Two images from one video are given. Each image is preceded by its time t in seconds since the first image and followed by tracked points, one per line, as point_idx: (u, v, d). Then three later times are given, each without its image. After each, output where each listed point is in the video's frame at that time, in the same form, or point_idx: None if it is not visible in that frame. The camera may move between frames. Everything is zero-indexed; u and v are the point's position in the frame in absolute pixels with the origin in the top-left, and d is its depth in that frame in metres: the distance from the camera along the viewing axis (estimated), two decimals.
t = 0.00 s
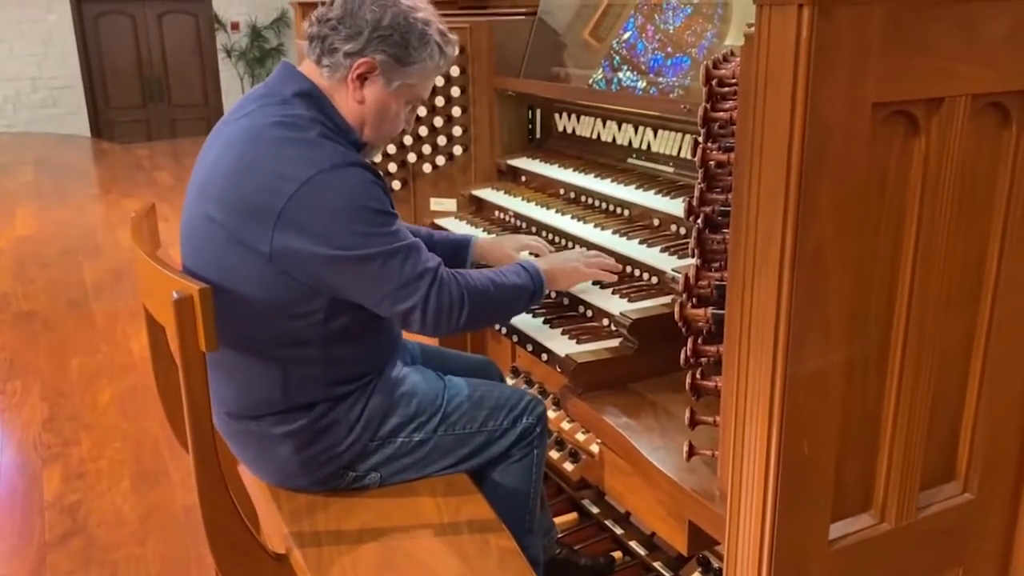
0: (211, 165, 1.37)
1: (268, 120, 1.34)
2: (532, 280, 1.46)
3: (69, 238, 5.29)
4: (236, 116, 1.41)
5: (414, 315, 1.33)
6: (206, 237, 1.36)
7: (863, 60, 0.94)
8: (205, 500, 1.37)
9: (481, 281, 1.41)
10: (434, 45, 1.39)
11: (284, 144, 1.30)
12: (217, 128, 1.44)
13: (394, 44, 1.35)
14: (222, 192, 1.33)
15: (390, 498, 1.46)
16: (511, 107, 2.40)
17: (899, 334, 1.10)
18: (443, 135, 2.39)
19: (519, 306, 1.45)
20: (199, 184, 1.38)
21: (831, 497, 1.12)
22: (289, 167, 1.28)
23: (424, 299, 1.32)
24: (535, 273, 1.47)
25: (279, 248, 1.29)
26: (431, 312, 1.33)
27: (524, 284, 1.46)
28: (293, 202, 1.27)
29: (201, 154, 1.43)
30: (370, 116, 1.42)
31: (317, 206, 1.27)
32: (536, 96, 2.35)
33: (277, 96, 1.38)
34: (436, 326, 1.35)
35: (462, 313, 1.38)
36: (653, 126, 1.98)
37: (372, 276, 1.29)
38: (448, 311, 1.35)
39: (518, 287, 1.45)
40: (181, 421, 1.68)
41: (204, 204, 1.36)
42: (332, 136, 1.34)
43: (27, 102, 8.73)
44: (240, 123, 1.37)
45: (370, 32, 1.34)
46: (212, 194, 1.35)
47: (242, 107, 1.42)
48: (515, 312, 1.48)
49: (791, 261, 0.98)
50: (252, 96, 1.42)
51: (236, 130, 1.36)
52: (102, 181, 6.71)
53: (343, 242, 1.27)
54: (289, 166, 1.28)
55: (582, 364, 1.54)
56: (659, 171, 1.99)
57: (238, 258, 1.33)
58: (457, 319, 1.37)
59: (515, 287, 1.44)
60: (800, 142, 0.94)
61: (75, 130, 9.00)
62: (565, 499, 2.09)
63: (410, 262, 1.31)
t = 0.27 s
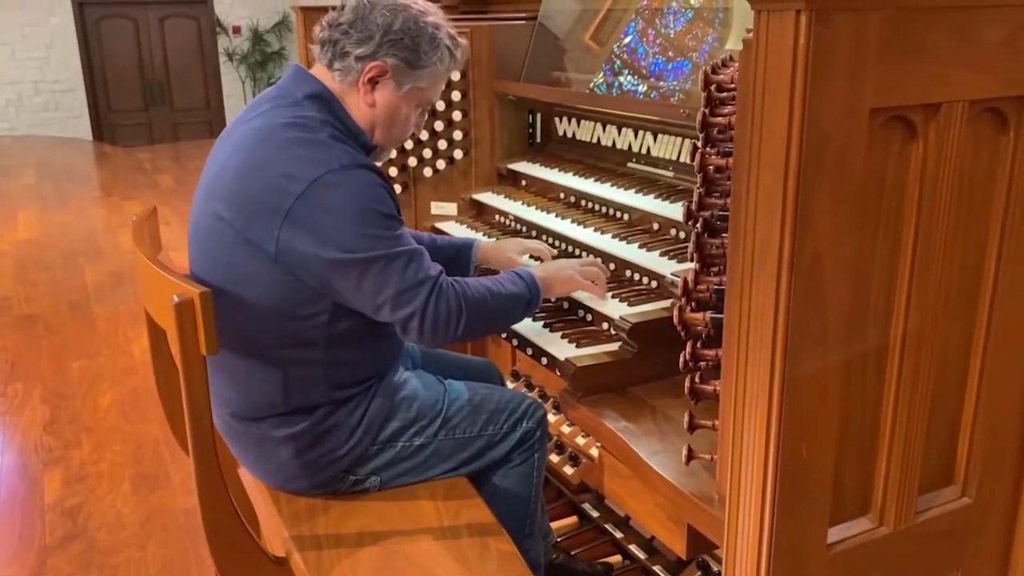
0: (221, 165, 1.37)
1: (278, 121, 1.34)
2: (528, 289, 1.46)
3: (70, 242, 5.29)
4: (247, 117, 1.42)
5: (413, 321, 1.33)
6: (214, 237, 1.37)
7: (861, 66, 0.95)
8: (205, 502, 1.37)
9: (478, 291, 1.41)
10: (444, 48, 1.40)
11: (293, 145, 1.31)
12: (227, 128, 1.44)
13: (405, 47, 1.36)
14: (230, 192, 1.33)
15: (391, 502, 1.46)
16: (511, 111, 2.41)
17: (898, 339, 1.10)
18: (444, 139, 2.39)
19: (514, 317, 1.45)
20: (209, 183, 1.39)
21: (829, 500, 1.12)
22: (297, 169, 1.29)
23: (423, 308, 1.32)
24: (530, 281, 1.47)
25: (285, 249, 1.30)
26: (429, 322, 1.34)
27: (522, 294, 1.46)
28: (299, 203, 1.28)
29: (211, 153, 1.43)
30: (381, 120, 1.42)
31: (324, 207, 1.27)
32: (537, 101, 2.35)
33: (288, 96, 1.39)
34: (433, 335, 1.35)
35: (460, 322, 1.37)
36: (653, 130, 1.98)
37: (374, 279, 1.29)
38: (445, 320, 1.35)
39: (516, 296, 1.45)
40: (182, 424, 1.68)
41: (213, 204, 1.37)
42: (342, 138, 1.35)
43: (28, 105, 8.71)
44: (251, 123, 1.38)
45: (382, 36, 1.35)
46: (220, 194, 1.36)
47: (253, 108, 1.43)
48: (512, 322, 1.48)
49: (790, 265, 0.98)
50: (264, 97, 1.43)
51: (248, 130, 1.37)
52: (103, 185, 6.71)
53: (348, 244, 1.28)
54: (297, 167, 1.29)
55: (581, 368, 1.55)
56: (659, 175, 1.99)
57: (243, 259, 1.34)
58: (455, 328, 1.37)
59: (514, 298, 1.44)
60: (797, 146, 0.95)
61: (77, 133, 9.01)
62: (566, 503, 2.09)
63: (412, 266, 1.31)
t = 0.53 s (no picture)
0: (223, 169, 1.38)
1: (280, 124, 1.35)
2: (539, 277, 1.46)
3: (72, 244, 5.29)
4: (249, 120, 1.42)
5: (428, 315, 1.33)
6: (216, 240, 1.37)
7: (860, 69, 0.95)
8: (205, 505, 1.37)
9: (492, 281, 1.41)
10: (445, 51, 1.40)
11: (295, 148, 1.31)
12: (228, 134, 1.45)
13: (406, 51, 1.36)
14: (233, 195, 1.34)
15: (392, 505, 1.46)
16: (512, 114, 2.41)
17: (899, 342, 1.10)
18: (445, 143, 2.40)
19: (529, 304, 1.45)
20: (211, 188, 1.39)
21: (830, 504, 1.12)
22: (300, 171, 1.29)
23: (437, 302, 1.32)
24: (540, 269, 1.47)
25: (292, 249, 1.30)
26: (444, 315, 1.34)
27: (535, 281, 1.46)
28: (305, 203, 1.28)
29: (213, 157, 1.44)
30: (383, 122, 1.43)
31: (332, 205, 1.28)
32: (537, 104, 2.35)
33: (290, 100, 1.39)
34: (449, 326, 1.35)
35: (475, 312, 1.38)
36: (654, 133, 1.98)
37: (384, 276, 1.29)
38: (461, 311, 1.35)
39: (527, 286, 1.45)
40: (183, 427, 1.69)
41: (215, 207, 1.37)
42: (344, 140, 1.35)
43: (30, 108, 8.74)
44: (252, 128, 1.38)
45: (383, 39, 1.35)
46: (222, 197, 1.36)
47: (254, 112, 1.43)
48: (526, 311, 1.48)
49: (792, 268, 0.98)
50: (264, 102, 1.43)
51: (249, 134, 1.37)
52: (105, 187, 6.72)
53: (357, 242, 1.28)
54: (300, 169, 1.29)
55: (582, 371, 1.55)
56: (660, 178, 1.99)
57: (248, 260, 1.34)
58: (471, 318, 1.37)
59: (526, 286, 1.45)
60: (797, 151, 0.95)
61: (79, 136, 9.03)
62: (567, 506, 2.09)
63: (423, 261, 1.31)
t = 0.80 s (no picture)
0: (225, 173, 1.38)
1: (281, 129, 1.35)
2: (534, 299, 1.46)
3: (73, 247, 5.29)
4: (251, 124, 1.42)
5: (416, 328, 1.33)
6: (218, 244, 1.37)
7: (864, 74, 0.95)
8: (208, 509, 1.37)
9: (484, 298, 1.41)
10: (446, 54, 1.40)
11: (297, 153, 1.31)
12: (230, 137, 1.44)
13: (407, 55, 1.37)
14: (234, 199, 1.34)
15: (394, 509, 1.46)
16: (515, 118, 2.41)
17: (901, 348, 1.10)
18: (447, 146, 2.40)
19: (517, 325, 1.45)
20: (212, 192, 1.39)
21: (833, 510, 1.12)
22: (300, 177, 1.29)
23: (426, 317, 1.32)
24: (536, 290, 1.47)
25: (289, 256, 1.30)
26: (433, 330, 1.34)
27: (528, 304, 1.46)
28: (303, 210, 1.28)
29: (215, 160, 1.44)
30: (384, 126, 1.43)
31: (327, 215, 1.28)
32: (539, 107, 2.35)
33: (291, 105, 1.39)
34: (438, 342, 1.35)
35: (464, 328, 1.37)
36: (656, 137, 1.99)
37: (378, 287, 1.29)
38: (449, 327, 1.35)
39: (521, 307, 1.45)
40: (186, 431, 1.68)
41: (217, 211, 1.37)
42: (345, 146, 1.35)
43: (32, 111, 8.74)
44: (253, 132, 1.38)
45: (384, 43, 1.36)
46: (224, 201, 1.36)
47: (257, 116, 1.43)
48: (515, 331, 1.48)
49: (795, 274, 0.98)
50: (266, 105, 1.43)
51: (250, 139, 1.37)
52: (107, 190, 6.72)
53: (352, 253, 1.28)
54: (300, 175, 1.29)
55: (584, 376, 1.55)
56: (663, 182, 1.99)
57: (248, 265, 1.34)
58: (459, 335, 1.37)
59: (518, 305, 1.44)
60: (801, 157, 0.95)
61: (81, 139, 9.03)
62: (569, 509, 2.09)
63: (416, 273, 1.31)
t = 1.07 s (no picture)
0: (242, 172, 1.38)
1: (301, 130, 1.35)
2: (539, 293, 1.47)
3: (76, 250, 5.31)
4: (270, 125, 1.42)
5: (429, 328, 1.33)
6: (234, 244, 1.37)
7: (868, 78, 0.95)
8: (212, 512, 1.38)
9: (494, 296, 1.42)
10: (470, 68, 1.41)
11: (315, 153, 1.31)
12: (246, 138, 1.45)
13: (432, 66, 1.37)
14: (252, 199, 1.34)
15: (398, 512, 1.46)
16: (517, 120, 2.41)
17: (905, 350, 1.10)
18: (450, 149, 2.41)
19: (529, 320, 1.46)
20: (229, 192, 1.39)
21: (837, 512, 1.12)
22: (318, 176, 1.29)
23: (439, 316, 1.32)
24: (541, 284, 1.48)
25: (305, 256, 1.30)
26: (445, 330, 1.34)
27: (535, 298, 1.46)
28: (321, 209, 1.28)
29: (233, 160, 1.44)
30: (405, 134, 1.43)
31: (345, 214, 1.28)
32: (542, 111, 2.36)
33: (313, 107, 1.39)
34: (450, 342, 1.35)
35: (476, 329, 1.38)
36: (658, 140, 1.99)
37: (392, 286, 1.30)
38: (462, 326, 1.36)
39: (530, 301, 1.46)
40: (190, 435, 1.69)
41: (233, 211, 1.37)
42: (364, 148, 1.36)
43: (34, 114, 8.76)
44: (273, 133, 1.38)
45: (411, 54, 1.36)
46: (240, 200, 1.36)
47: (276, 117, 1.43)
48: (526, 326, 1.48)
49: (801, 275, 0.98)
50: (287, 107, 1.43)
51: (269, 139, 1.37)
52: (109, 193, 6.73)
53: (369, 251, 1.28)
54: (318, 175, 1.29)
55: (588, 379, 1.55)
56: (665, 185, 2.00)
57: (263, 265, 1.34)
58: (473, 332, 1.38)
59: (527, 304, 1.45)
60: (805, 161, 0.95)
61: (83, 141, 9.04)
62: (571, 512, 2.09)
63: (429, 273, 1.32)
